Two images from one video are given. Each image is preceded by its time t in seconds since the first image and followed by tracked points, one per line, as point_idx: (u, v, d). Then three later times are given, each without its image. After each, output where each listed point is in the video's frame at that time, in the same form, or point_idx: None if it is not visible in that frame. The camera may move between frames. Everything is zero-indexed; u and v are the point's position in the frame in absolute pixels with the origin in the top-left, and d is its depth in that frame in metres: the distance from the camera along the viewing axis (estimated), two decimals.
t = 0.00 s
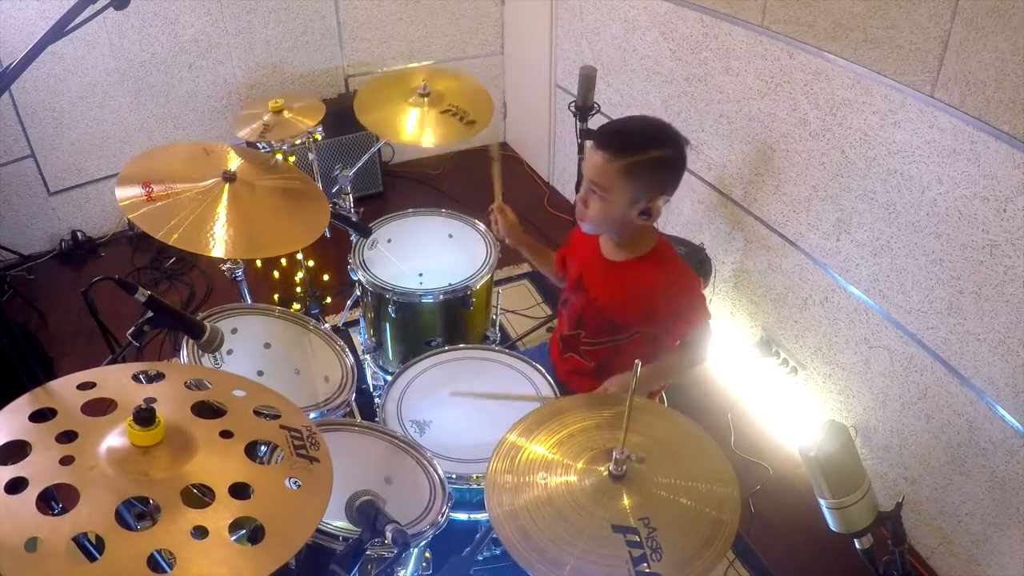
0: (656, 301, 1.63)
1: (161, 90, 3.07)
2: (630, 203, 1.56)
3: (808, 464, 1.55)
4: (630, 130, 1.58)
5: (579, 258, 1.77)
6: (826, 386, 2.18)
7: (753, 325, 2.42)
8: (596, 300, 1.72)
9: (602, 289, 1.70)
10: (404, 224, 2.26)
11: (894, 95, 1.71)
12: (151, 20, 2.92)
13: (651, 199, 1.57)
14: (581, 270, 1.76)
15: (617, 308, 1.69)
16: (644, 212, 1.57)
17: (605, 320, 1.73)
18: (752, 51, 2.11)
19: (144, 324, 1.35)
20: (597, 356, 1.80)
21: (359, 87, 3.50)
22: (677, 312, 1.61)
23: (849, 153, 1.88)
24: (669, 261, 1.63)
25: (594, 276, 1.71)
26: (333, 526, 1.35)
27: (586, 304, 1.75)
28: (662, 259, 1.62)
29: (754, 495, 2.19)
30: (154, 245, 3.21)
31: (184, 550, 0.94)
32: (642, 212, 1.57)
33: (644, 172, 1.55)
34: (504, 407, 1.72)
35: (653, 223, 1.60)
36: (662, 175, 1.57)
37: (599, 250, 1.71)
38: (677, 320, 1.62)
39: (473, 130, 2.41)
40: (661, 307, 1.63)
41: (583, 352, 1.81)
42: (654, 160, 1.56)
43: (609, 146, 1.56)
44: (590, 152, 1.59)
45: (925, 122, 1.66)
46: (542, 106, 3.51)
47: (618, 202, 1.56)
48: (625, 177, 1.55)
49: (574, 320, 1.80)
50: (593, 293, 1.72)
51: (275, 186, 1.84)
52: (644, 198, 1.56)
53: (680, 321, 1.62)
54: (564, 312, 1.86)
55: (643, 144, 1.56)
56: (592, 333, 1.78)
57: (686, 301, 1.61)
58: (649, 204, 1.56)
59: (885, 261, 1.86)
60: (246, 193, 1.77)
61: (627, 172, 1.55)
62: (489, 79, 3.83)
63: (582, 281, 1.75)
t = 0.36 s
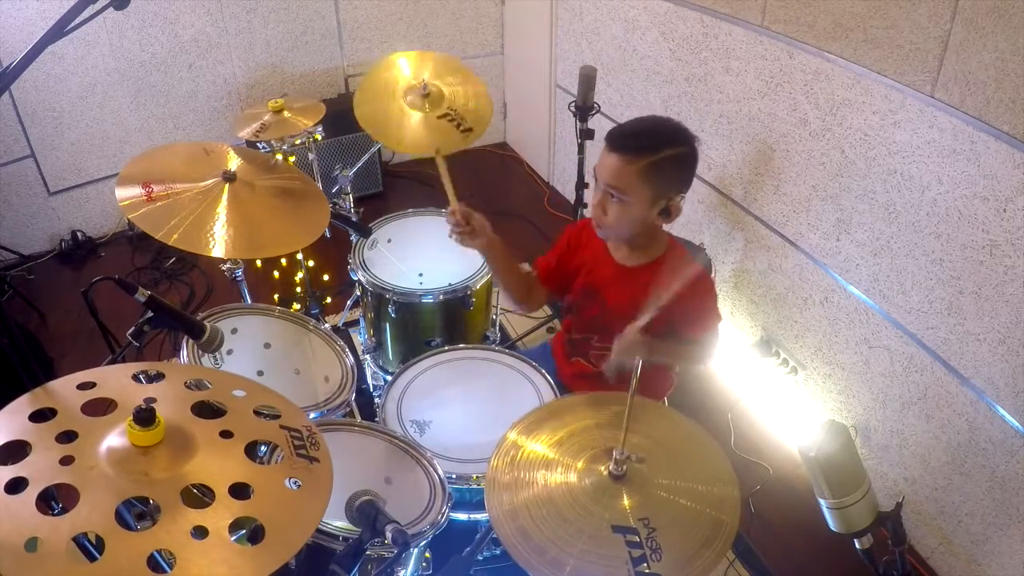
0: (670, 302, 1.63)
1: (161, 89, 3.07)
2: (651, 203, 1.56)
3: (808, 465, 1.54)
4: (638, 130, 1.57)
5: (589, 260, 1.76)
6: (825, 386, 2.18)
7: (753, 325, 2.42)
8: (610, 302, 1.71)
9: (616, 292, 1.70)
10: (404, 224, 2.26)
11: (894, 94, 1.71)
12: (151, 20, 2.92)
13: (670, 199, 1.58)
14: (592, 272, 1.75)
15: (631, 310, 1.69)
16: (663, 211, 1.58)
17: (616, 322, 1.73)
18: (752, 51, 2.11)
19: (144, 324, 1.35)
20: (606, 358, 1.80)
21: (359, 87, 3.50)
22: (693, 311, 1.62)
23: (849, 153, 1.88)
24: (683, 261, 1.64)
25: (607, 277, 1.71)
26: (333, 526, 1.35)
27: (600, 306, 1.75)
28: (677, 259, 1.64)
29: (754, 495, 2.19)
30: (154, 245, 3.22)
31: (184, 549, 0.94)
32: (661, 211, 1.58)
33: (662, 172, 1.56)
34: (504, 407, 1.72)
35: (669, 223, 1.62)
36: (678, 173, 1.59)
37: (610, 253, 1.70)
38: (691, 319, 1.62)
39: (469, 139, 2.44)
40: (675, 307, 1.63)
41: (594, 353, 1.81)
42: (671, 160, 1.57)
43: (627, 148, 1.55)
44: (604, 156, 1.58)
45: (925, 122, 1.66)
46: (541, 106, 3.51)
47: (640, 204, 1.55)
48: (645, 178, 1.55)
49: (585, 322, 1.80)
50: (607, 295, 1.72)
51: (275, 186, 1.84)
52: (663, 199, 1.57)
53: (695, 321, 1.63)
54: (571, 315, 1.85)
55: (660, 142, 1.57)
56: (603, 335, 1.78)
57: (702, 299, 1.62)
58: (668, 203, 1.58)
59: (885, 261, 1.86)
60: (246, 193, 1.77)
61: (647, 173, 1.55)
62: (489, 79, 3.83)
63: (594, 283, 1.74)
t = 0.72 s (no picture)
0: (673, 300, 1.64)
1: (161, 89, 3.07)
2: (655, 201, 1.56)
3: (808, 464, 1.54)
4: (640, 129, 1.57)
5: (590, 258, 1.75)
6: (825, 386, 2.18)
7: (753, 325, 2.42)
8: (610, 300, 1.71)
9: (617, 290, 1.70)
10: (404, 224, 2.27)
11: (894, 94, 1.71)
12: (151, 21, 2.92)
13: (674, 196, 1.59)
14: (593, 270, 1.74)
15: (635, 308, 1.68)
16: (666, 208, 1.59)
17: (618, 321, 1.73)
18: (752, 51, 2.11)
19: (144, 324, 1.35)
20: (604, 356, 1.80)
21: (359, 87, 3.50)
22: (697, 309, 1.63)
23: (849, 153, 1.88)
24: (685, 259, 1.65)
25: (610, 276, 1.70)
26: (333, 526, 1.35)
27: (600, 305, 1.74)
28: (680, 257, 1.65)
29: (754, 495, 2.19)
30: (154, 245, 3.21)
31: (177, 548, 0.90)
32: (665, 209, 1.59)
33: (666, 170, 1.56)
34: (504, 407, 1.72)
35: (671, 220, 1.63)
36: (682, 172, 1.59)
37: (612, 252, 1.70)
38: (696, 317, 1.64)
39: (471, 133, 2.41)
40: (678, 304, 1.64)
41: (592, 351, 1.81)
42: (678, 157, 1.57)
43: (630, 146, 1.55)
44: (608, 153, 1.58)
45: (925, 122, 1.66)
46: (542, 106, 3.51)
47: (644, 201, 1.55)
48: (649, 176, 1.55)
49: (585, 321, 1.79)
50: (609, 294, 1.71)
51: (275, 185, 1.84)
52: (667, 196, 1.58)
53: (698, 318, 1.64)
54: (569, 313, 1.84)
55: (666, 142, 1.57)
56: (603, 333, 1.77)
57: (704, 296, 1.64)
58: (672, 200, 1.59)
59: (885, 261, 1.86)
60: (245, 193, 1.77)
61: (651, 171, 1.55)
62: (489, 79, 3.83)
63: (595, 281, 1.73)
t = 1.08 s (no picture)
0: (666, 298, 1.62)
1: (161, 90, 3.07)
2: (642, 202, 1.55)
3: (808, 465, 1.54)
4: (641, 127, 1.57)
5: (584, 258, 1.74)
6: (825, 386, 2.18)
7: (753, 325, 2.42)
8: (603, 301, 1.70)
9: (610, 289, 1.68)
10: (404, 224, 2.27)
11: (894, 94, 1.71)
12: (151, 21, 2.92)
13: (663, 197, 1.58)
14: (587, 270, 1.73)
15: (629, 308, 1.67)
16: (655, 209, 1.58)
17: (613, 322, 1.71)
18: (752, 51, 2.11)
19: (144, 324, 1.35)
20: (600, 358, 1.78)
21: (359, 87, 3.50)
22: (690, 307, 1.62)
23: (849, 152, 1.88)
24: (678, 259, 1.64)
25: (603, 276, 1.69)
26: (334, 526, 1.35)
27: (593, 304, 1.73)
28: (672, 257, 1.63)
29: (754, 495, 2.19)
30: (154, 245, 3.22)
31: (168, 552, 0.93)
32: (654, 210, 1.58)
33: (655, 171, 1.55)
34: (504, 407, 1.72)
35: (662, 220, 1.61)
36: (674, 174, 1.58)
37: (604, 252, 1.69)
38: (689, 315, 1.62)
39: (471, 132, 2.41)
40: (671, 303, 1.62)
41: (588, 352, 1.80)
42: (666, 158, 1.56)
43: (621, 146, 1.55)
44: (599, 152, 1.58)
45: (925, 122, 1.66)
46: (542, 106, 3.51)
47: (631, 201, 1.55)
48: (636, 176, 1.54)
49: (580, 322, 1.78)
50: (603, 294, 1.70)
51: (275, 185, 1.84)
52: (657, 196, 1.56)
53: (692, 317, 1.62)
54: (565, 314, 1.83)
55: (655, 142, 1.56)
56: (599, 334, 1.76)
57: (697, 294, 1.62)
58: (660, 202, 1.58)
59: (885, 261, 1.86)
60: (245, 192, 1.77)
61: (639, 171, 1.54)
62: (489, 79, 3.83)
63: (590, 282, 1.72)
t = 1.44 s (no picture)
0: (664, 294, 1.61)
1: (161, 89, 3.07)
2: (609, 214, 1.54)
3: (808, 465, 1.55)
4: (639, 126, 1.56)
5: (585, 255, 1.75)
6: (825, 386, 2.18)
7: (753, 325, 2.43)
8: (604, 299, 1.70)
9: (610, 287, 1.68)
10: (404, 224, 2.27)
11: (894, 94, 1.71)
12: (151, 21, 2.92)
13: (631, 206, 1.54)
14: (588, 268, 1.73)
15: (630, 304, 1.66)
16: (624, 219, 1.55)
17: (615, 318, 1.71)
18: (752, 51, 2.11)
19: (144, 324, 1.35)
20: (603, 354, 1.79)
21: (359, 87, 3.50)
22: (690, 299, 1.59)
23: (849, 152, 1.88)
24: (671, 255, 1.62)
25: (603, 273, 1.69)
26: (334, 526, 1.35)
27: (594, 302, 1.73)
28: (667, 252, 1.63)
29: (754, 495, 2.19)
30: (154, 245, 3.22)
31: (162, 552, 0.93)
32: (622, 220, 1.55)
33: (611, 185, 1.53)
34: (504, 407, 1.72)
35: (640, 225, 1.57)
36: (637, 180, 1.55)
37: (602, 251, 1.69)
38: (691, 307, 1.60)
39: (470, 135, 2.42)
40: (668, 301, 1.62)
41: (590, 349, 1.80)
42: (621, 169, 1.53)
43: (578, 162, 1.56)
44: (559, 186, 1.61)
45: (925, 122, 1.66)
46: (542, 106, 3.51)
47: (596, 217, 1.54)
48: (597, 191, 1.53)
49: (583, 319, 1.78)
50: (604, 291, 1.70)
51: (275, 185, 1.84)
52: (622, 209, 1.53)
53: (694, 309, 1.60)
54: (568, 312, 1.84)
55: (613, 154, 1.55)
56: (602, 331, 1.75)
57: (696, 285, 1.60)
58: (630, 210, 1.54)
59: (885, 261, 1.86)
60: (245, 192, 1.77)
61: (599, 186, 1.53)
62: (489, 79, 3.83)
63: (590, 280, 1.72)
